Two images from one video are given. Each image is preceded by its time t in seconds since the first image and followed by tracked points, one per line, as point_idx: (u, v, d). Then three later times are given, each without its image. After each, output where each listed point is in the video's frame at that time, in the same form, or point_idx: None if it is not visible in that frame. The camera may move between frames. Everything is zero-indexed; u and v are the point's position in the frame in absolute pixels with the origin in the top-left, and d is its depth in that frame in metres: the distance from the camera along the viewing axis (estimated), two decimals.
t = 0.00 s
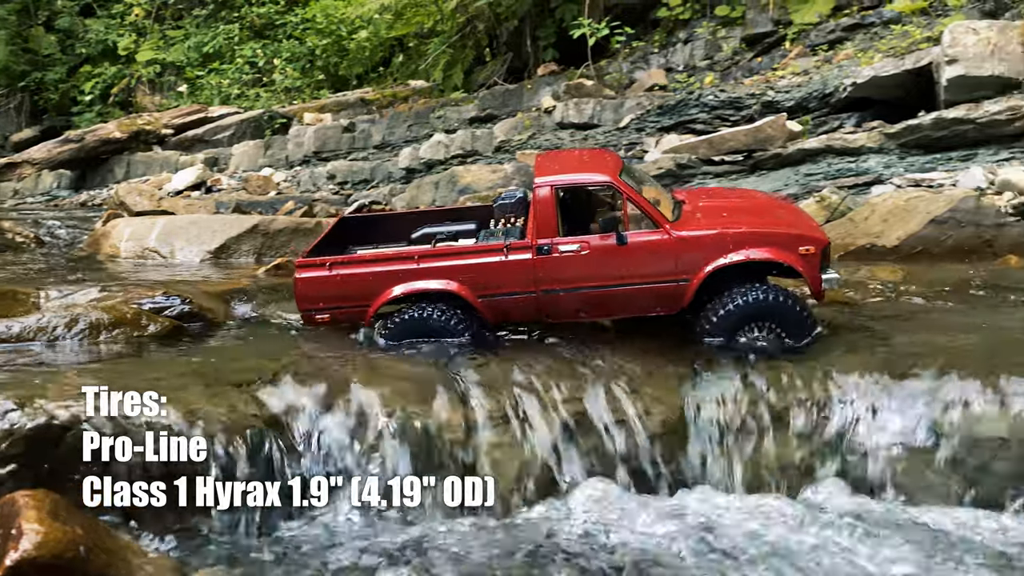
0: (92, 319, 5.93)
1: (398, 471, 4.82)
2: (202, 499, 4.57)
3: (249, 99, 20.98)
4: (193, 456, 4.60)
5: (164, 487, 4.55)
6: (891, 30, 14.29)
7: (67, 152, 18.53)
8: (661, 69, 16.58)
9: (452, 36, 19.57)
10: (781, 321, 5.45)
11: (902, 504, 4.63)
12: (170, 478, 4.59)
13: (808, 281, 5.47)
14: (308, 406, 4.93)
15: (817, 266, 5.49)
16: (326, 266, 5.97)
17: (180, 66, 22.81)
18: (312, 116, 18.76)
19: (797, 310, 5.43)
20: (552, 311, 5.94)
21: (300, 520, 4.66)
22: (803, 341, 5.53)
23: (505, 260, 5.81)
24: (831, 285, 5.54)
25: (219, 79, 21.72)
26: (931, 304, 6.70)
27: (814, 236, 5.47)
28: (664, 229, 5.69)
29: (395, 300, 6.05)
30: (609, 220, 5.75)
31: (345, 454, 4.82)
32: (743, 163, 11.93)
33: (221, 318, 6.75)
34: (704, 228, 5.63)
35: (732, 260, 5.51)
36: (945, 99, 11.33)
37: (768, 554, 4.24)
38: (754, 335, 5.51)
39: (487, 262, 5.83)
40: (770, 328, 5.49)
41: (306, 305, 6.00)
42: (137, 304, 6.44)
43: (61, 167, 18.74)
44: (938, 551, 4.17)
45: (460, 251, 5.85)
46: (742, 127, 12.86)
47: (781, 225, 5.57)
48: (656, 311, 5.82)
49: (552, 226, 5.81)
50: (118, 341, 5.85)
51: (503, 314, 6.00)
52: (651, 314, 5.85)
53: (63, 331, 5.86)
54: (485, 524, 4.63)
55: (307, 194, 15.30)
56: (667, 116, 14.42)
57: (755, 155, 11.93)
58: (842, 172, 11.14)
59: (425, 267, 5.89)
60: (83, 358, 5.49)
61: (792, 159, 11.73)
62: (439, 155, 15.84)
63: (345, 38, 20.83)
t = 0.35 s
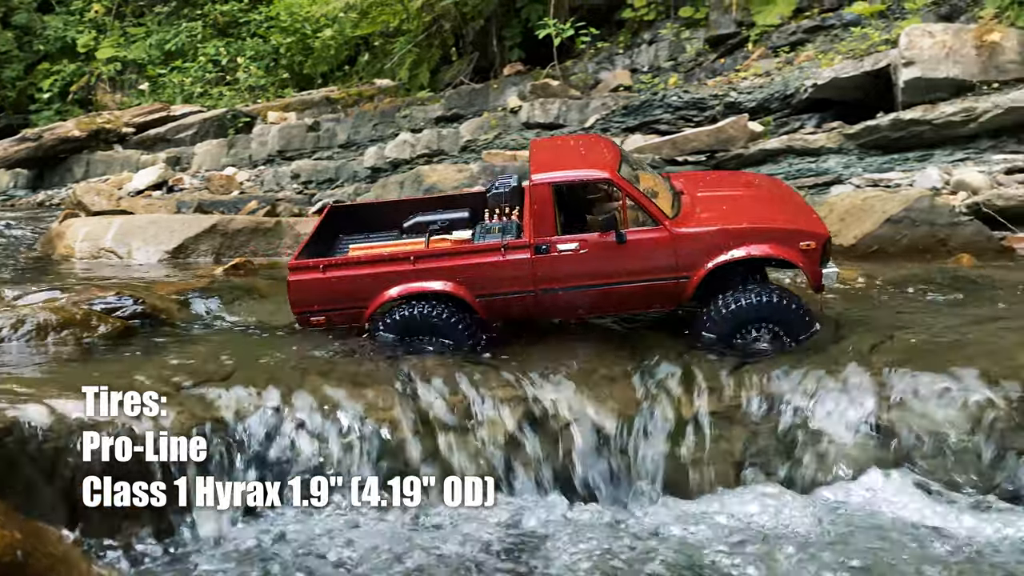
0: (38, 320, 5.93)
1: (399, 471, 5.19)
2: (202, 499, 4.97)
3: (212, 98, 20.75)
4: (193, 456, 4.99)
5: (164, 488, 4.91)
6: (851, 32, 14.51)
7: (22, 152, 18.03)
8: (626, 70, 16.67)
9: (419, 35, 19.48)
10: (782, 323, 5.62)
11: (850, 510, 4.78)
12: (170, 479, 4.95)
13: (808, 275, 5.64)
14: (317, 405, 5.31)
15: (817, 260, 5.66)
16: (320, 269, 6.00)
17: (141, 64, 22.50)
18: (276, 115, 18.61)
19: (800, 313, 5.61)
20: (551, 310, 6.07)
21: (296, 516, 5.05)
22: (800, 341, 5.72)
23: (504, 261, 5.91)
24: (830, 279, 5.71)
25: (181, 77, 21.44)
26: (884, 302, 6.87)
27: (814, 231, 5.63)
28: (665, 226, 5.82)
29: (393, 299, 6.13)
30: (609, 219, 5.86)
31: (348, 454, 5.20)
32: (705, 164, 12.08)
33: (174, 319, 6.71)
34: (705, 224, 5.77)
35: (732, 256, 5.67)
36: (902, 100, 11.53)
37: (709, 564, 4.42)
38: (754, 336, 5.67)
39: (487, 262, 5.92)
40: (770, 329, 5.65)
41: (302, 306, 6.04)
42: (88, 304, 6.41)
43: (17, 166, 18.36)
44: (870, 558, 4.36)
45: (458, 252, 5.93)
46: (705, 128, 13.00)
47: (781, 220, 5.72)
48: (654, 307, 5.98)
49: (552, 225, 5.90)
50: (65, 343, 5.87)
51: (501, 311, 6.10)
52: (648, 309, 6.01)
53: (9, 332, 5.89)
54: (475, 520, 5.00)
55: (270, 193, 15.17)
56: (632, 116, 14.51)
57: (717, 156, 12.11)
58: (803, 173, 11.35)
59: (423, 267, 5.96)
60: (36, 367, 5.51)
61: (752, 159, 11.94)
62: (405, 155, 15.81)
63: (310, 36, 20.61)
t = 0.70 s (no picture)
0: None
1: (401, 472, 5.23)
2: (203, 497, 5.08)
3: (172, 96, 20.47)
4: (193, 456, 5.12)
5: (163, 487, 5.06)
6: (809, 33, 14.72)
7: None
8: (590, 70, 16.75)
9: (382, 34, 19.43)
10: (769, 315, 5.53)
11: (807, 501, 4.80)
12: (170, 478, 5.09)
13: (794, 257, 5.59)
14: (318, 403, 5.32)
15: (802, 242, 5.62)
16: (304, 273, 6.00)
17: (99, 61, 22.15)
18: (238, 113, 18.44)
19: (786, 305, 5.53)
20: (539, 302, 6.04)
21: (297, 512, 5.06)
22: (785, 333, 5.64)
23: (487, 255, 5.87)
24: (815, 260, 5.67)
25: (141, 75, 21.13)
26: (839, 298, 6.98)
27: (798, 213, 5.58)
28: (647, 215, 5.78)
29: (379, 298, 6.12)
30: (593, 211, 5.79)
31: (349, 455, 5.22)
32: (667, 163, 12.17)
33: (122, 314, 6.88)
34: (687, 212, 5.73)
35: (717, 242, 5.63)
36: (859, 100, 11.73)
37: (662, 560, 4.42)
38: (743, 328, 5.58)
39: (469, 257, 5.88)
40: (760, 320, 5.56)
41: (288, 310, 6.04)
42: (35, 301, 6.39)
43: None
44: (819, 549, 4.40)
45: (440, 249, 5.90)
46: (667, 126, 13.11)
47: (765, 203, 5.67)
48: (644, 297, 5.97)
49: (535, 218, 5.84)
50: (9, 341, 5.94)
51: (490, 306, 6.08)
52: (639, 299, 5.99)
53: None
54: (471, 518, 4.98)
55: (231, 192, 15.00)
56: (594, 116, 14.60)
57: (677, 155, 12.22)
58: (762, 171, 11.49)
59: (406, 265, 5.93)
60: None
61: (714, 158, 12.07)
62: (368, 153, 15.75)
63: (273, 34, 20.37)
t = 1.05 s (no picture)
0: None
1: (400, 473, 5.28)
2: (203, 498, 5.06)
3: (125, 92, 20.05)
4: (193, 456, 5.14)
5: (163, 487, 5.07)
6: (763, 34, 14.94)
7: None
8: (548, 69, 16.77)
9: (340, 31, 19.30)
10: (751, 311, 5.83)
11: (766, 500, 4.94)
12: (171, 478, 5.10)
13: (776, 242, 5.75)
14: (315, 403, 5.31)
15: (784, 227, 5.79)
16: (292, 263, 6.21)
17: (48, 57, 21.65)
18: (192, 111, 18.14)
19: (767, 301, 5.83)
20: (526, 291, 6.17)
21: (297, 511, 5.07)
22: (770, 332, 5.91)
23: (472, 243, 6.03)
24: (797, 247, 5.86)
25: (91, 71, 20.65)
26: (790, 296, 7.08)
27: (777, 199, 5.77)
28: (631, 202, 5.95)
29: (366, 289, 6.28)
30: (574, 199, 5.98)
31: (344, 454, 5.24)
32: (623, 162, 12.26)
33: (62, 312, 6.93)
34: (669, 199, 5.91)
35: (698, 228, 5.81)
36: (811, 100, 11.91)
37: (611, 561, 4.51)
38: (726, 324, 5.88)
39: (456, 246, 6.05)
40: (742, 318, 5.86)
41: (278, 300, 6.24)
42: None
43: None
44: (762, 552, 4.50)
45: (426, 239, 6.08)
46: (624, 126, 13.20)
47: (745, 190, 5.85)
48: (629, 285, 6.09)
49: (519, 207, 6.02)
50: None
51: (476, 296, 6.21)
52: (624, 288, 6.12)
53: None
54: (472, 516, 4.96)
55: (185, 191, 14.76)
56: (552, 116, 14.67)
57: (634, 154, 12.31)
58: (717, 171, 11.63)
59: (392, 255, 6.11)
60: None
61: (668, 157, 12.09)
62: (325, 151, 15.62)
63: (229, 32, 20.14)
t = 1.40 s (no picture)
0: None
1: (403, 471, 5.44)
2: (203, 498, 5.20)
3: (79, 90, 19.62)
4: (193, 457, 5.21)
5: (163, 488, 5.18)
6: (722, 36, 15.09)
7: None
8: (510, 69, 16.77)
9: (301, 29, 19.14)
10: (735, 312, 5.91)
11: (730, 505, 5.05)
12: (170, 478, 5.20)
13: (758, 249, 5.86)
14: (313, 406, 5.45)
15: (766, 234, 5.90)
16: (269, 262, 6.08)
17: None
18: (149, 109, 17.82)
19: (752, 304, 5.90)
20: (510, 294, 6.16)
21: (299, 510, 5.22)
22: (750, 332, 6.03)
23: (457, 245, 6.00)
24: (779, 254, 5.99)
25: (44, 68, 20.18)
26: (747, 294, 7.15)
27: (761, 207, 5.88)
28: (617, 207, 6.00)
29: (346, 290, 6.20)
30: (561, 202, 5.99)
31: (343, 452, 5.42)
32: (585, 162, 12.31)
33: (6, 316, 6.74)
34: (654, 204, 5.97)
35: (683, 234, 5.88)
36: (769, 101, 12.05)
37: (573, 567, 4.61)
38: (709, 322, 5.97)
39: (441, 248, 6.00)
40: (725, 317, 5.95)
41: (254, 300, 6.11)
42: None
43: None
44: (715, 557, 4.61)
45: (410, 240, 6.03)
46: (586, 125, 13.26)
47: (729, 198, 5.95)
48: (612, 289, 6.12)
49: (505, 209, 6.02)
50: None
51: (458, 298, 6.17)
52: (608, 291, 6.15)
53: None
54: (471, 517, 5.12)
55: (142, 190, 14.49)
56: (515, 115, 14.75)
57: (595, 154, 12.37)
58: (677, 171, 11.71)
59: (375, 255, 6.03)
60: None
61: (629, 156, 12.13)
62: (285, 150, 15.47)
63: (185, 29, 20.15)
